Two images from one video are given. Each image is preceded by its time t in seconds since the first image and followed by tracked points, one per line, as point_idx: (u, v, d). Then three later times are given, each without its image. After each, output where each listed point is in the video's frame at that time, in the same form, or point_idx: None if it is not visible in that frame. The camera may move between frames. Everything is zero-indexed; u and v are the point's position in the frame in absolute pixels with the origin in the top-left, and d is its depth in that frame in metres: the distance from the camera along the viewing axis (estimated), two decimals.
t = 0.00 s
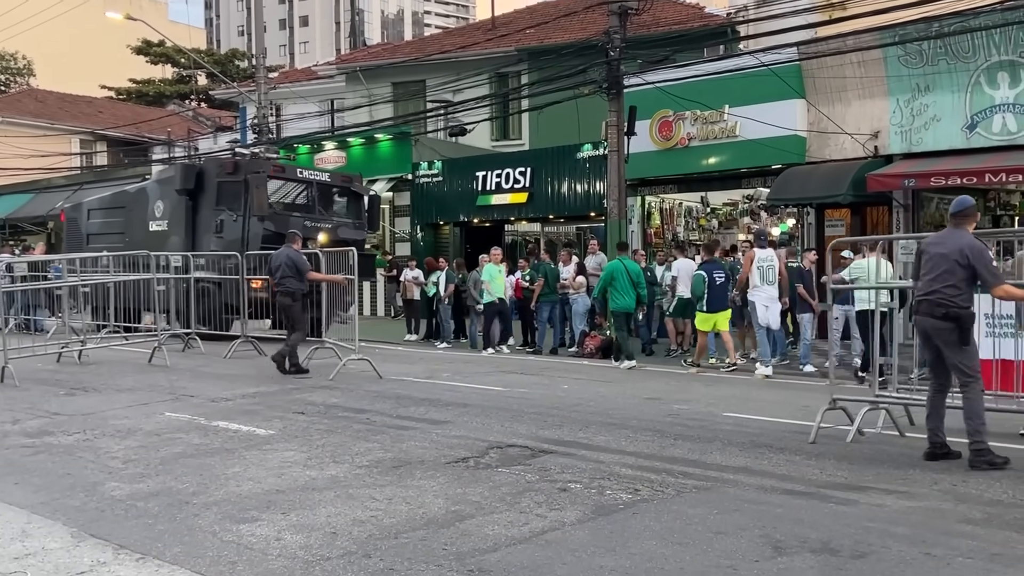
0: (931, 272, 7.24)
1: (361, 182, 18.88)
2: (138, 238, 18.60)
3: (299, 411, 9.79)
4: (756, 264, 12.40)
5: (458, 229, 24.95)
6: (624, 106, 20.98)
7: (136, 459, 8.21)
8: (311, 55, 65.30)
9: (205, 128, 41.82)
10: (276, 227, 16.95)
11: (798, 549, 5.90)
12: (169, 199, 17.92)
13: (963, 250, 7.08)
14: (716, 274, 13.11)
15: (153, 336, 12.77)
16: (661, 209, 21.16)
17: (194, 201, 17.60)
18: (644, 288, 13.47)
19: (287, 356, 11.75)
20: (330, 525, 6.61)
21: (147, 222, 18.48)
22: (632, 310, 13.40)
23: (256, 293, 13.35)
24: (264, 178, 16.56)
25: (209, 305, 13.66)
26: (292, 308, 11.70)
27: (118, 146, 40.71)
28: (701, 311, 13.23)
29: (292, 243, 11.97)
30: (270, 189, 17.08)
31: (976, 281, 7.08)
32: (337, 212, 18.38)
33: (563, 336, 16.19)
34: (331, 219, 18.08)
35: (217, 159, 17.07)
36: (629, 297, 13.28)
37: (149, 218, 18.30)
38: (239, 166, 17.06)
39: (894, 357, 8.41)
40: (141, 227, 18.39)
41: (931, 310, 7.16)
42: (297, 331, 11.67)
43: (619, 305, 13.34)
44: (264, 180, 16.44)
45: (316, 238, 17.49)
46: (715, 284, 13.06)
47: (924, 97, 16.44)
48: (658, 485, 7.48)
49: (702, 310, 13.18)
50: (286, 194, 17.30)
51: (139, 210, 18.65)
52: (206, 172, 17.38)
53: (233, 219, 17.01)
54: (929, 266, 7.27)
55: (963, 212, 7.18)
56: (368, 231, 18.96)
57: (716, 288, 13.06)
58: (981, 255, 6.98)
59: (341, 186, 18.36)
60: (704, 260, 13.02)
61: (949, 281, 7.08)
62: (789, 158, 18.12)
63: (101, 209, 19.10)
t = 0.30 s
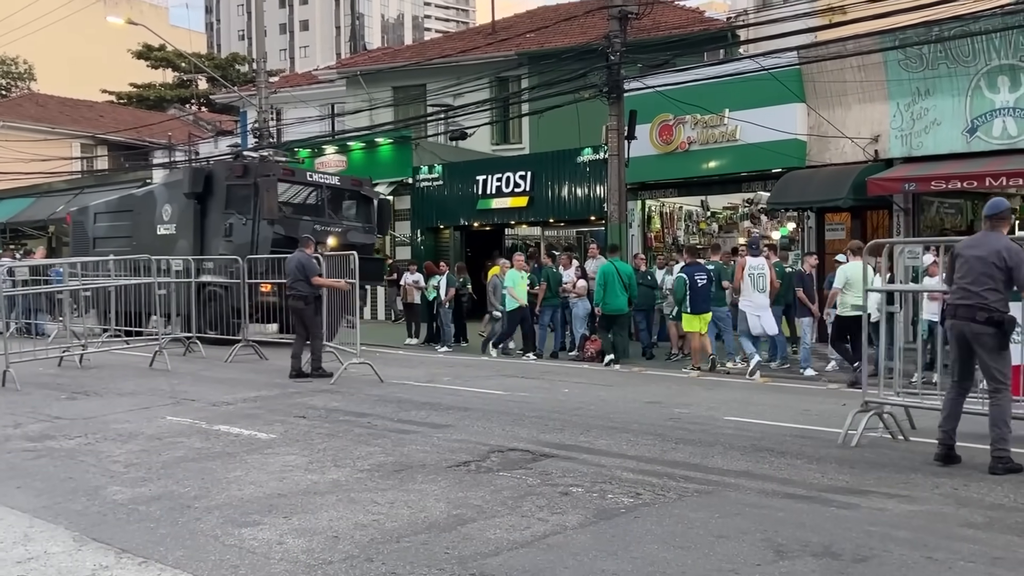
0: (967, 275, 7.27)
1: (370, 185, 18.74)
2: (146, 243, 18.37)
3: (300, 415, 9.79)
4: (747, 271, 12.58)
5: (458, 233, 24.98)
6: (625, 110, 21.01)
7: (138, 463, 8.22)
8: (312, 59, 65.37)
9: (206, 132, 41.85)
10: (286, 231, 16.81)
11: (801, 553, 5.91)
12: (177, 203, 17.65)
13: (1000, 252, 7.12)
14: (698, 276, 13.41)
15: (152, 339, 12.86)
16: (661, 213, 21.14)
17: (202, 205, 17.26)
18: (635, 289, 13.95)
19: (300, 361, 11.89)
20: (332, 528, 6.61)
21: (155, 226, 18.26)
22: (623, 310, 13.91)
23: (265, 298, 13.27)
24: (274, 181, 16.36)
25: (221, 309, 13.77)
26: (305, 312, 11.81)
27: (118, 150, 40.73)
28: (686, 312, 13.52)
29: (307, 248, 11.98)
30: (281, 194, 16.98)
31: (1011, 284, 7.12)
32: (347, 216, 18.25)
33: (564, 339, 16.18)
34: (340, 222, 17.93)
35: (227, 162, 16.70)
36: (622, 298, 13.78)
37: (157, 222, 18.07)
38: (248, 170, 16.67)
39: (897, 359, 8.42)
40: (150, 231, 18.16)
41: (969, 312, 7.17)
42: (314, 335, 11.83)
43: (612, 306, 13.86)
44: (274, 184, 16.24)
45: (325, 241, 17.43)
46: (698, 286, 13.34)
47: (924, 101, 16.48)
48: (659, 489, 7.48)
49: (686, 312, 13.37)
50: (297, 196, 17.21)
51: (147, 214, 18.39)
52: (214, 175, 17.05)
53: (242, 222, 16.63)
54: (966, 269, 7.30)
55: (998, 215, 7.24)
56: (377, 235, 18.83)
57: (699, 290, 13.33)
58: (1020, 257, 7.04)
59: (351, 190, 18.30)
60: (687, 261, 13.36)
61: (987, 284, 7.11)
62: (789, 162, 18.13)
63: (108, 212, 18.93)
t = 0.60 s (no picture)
0: (983, 278, 7.27)
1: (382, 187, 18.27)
2: (156, 245, 18.19)
3: (304, 417, 9.79)
4: (741, 273, 12.78)
5: (462, 236, 24.96)
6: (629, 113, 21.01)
7: (142, 466, 8.22)
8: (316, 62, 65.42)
9: (210, 134, 41.88)
10: (298, 233, 16.47)
11: (806, 556, 5.90)
12: (187, 206, 17.47)
13: (1017, 254, 7.14)
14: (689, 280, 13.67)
15: (158, 342, 12.79)
16: (666, 216, 21.19)
17: (213, 207, 17.10)
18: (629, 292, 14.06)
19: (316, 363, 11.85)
20: (337, 531, 6.61)
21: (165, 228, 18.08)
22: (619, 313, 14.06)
23: (277, 300, 13.34)
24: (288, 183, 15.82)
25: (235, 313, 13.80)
26: (314, 314, 11.71)
27: (123, 153, 40.78)
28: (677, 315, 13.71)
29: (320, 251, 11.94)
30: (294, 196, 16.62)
31: None
32: (358, 218, 17.84)
33: (568, 341, 16.25)
34: (353, 225, 17.54)
35: (238, 164, 16.55)
36: (617, 302, 13.91)
37: (167, 224, 17.90)
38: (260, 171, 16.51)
39: (902, 363, 8.41)
40: (160, 234, 17.99)
41: (991, 315, 7.16)
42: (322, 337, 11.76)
43: (607, 311, 13.94)
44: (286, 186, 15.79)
45: (338, 244, 16.95)
46: (689, 291, 13.46)
47: (929, 104, 16.49)
48: (664, 492, 7.48)
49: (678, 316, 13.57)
50: (310, 197, 16.84)
51: (157, 216, 18.20)
52: (225, 177, 16.88)
53: (255, 225, 16.46)
54: (981, 273, 7.30)
55: (1008, 218, 7.27)
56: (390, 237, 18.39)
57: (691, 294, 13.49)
58: None
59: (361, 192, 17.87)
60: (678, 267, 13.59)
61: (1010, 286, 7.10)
62: (793, 164, 18.11)
63: (118, 215, 18.79)
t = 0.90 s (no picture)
0: (1002, 283, 7.23)
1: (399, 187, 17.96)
2: (170, 246, 18.04)
3: (312, 419, 9.81)
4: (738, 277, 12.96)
5: (470, 238, 24.94)
6: (637, 115, 20.98)
7: (151, 467, 8.24)
8: (324, 64, 65.57)
9: (218, 136, 42.01)
10: (315, 235, 16.20)
11: (814, 559, 5.89)
12: (203, 207, 17.30)
13: None
14: (688, 281, 13.93)
15: (166, 343, 12.84)
16: (673, 218, 21.17)
17: (229, 209, 16.89)
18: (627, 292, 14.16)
19: (323, 365, 11.95)
20: (345, 533, 6.62)
21: (180, 230, 17.91)
22: (616, 313, 14.16)
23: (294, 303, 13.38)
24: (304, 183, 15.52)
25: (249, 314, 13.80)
26: (318, 314, 11.70)
27: (132, 154, 40.94)
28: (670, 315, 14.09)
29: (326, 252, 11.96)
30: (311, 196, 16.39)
31: None
32: (374, 219, 17.51)
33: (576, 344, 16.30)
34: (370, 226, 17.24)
35: (255, 165, 16.35)
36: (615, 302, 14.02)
37: (182, 226, 17.73)
38: (277, 173, 16.28)
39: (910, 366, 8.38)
40: (176, 235, 17.82)
41: (1016, 319, 7.13)
42: (327, 338, 11.82)
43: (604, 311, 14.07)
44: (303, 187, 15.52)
45: (354, 246, 16.60)
46: (687, 291, 13.89)
47: (937, 105, 16.46)
48: (672, 494, 7.47)
49: (671, 315, 14.01)
50: (325, 198, 16.54)
51: (172, 218, 17.99)
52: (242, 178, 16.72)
53: (271, 226, 16.25)
54: (1000, 277, 7.26)
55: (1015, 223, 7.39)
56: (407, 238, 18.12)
57: (688, 294, 13.92)
58: None
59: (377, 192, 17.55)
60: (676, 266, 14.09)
61: None
62: (802, 166, 18.06)
63: (133, 216, 18.63)
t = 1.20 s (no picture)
0: (1009, 283, 7.19)
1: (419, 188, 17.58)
2: (189, 248, 17.70)
3: (325, 420, 9.82)
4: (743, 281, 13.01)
5: (481, 240, 24.97)
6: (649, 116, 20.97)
7: (165, 468, 8.26)
8: (336, 66, 65.60)
9: (230, 138, 42.07)
10: (335, 236, 15.85)
11: (828, 562, 5.87)
12: (223, 208, 16.94)
13: None
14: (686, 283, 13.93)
15: (179, 345, 12.87)
16: (685, 219, 21.05)
17: (249, 210, 16.55)
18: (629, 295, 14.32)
19: (334, 366, 11.97)
20: (358, 534, 6.62)
21: (199, 231, 17.57)
22: (619, 315, 14.32)
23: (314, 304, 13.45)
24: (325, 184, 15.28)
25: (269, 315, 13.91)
26: (326, 316, 11.74)
27: (144, 156, 41.05)
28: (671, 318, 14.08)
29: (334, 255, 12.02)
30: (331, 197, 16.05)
31: None
32: (394, 220, 17.11)
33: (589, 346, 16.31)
34: (390, 227, 16.81)
35: (275, 166, 16.09)
36: (616, 305, 14.20)
37: (202, 227, 17.39)
38: (296, 173, 16.00)
39: (924, 368, 8.38)
40: (194, 236, 17.47)
41: (1022, 319, 7.09)
42: (337, 338, 11.83)
43: (608, 313, 14.27)
44: (324, 188, 15.21)
45: (373, 248, 16.30)
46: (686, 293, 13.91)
47: (951, 107, 16.42)
48: (684, 496, 7.46)
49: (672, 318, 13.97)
50: (345, 199, 16.14)
51: (190, 220, 17.64)
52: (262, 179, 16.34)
53: (291, 227, 15.94)
54: (1007, 277, 7.22)
55: None
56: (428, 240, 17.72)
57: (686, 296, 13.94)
58: None
59: (397, 193, 17.20)
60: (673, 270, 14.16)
61: None
62: (814, 168, 18.01)
63: (151, 218, 18.29)
